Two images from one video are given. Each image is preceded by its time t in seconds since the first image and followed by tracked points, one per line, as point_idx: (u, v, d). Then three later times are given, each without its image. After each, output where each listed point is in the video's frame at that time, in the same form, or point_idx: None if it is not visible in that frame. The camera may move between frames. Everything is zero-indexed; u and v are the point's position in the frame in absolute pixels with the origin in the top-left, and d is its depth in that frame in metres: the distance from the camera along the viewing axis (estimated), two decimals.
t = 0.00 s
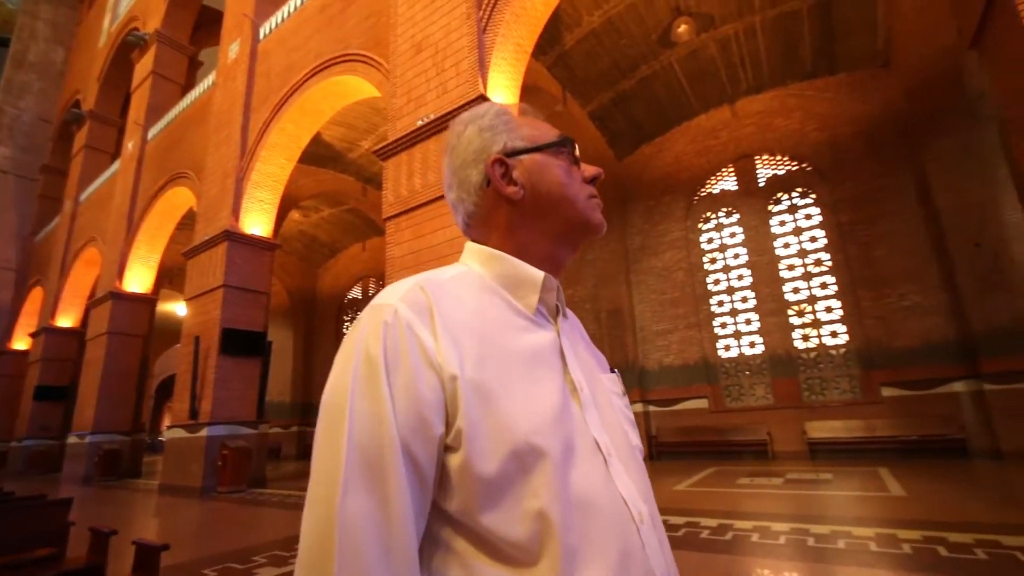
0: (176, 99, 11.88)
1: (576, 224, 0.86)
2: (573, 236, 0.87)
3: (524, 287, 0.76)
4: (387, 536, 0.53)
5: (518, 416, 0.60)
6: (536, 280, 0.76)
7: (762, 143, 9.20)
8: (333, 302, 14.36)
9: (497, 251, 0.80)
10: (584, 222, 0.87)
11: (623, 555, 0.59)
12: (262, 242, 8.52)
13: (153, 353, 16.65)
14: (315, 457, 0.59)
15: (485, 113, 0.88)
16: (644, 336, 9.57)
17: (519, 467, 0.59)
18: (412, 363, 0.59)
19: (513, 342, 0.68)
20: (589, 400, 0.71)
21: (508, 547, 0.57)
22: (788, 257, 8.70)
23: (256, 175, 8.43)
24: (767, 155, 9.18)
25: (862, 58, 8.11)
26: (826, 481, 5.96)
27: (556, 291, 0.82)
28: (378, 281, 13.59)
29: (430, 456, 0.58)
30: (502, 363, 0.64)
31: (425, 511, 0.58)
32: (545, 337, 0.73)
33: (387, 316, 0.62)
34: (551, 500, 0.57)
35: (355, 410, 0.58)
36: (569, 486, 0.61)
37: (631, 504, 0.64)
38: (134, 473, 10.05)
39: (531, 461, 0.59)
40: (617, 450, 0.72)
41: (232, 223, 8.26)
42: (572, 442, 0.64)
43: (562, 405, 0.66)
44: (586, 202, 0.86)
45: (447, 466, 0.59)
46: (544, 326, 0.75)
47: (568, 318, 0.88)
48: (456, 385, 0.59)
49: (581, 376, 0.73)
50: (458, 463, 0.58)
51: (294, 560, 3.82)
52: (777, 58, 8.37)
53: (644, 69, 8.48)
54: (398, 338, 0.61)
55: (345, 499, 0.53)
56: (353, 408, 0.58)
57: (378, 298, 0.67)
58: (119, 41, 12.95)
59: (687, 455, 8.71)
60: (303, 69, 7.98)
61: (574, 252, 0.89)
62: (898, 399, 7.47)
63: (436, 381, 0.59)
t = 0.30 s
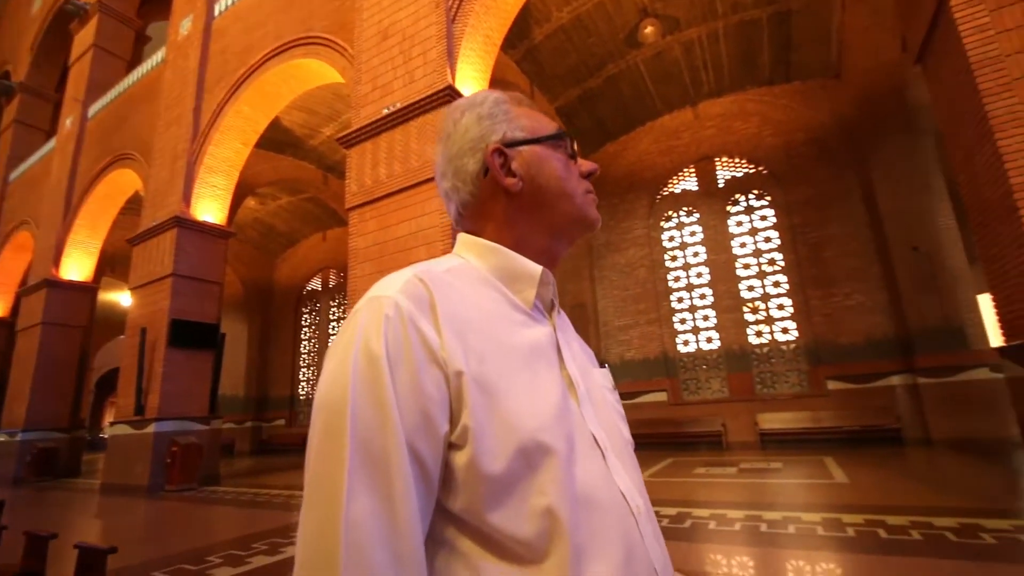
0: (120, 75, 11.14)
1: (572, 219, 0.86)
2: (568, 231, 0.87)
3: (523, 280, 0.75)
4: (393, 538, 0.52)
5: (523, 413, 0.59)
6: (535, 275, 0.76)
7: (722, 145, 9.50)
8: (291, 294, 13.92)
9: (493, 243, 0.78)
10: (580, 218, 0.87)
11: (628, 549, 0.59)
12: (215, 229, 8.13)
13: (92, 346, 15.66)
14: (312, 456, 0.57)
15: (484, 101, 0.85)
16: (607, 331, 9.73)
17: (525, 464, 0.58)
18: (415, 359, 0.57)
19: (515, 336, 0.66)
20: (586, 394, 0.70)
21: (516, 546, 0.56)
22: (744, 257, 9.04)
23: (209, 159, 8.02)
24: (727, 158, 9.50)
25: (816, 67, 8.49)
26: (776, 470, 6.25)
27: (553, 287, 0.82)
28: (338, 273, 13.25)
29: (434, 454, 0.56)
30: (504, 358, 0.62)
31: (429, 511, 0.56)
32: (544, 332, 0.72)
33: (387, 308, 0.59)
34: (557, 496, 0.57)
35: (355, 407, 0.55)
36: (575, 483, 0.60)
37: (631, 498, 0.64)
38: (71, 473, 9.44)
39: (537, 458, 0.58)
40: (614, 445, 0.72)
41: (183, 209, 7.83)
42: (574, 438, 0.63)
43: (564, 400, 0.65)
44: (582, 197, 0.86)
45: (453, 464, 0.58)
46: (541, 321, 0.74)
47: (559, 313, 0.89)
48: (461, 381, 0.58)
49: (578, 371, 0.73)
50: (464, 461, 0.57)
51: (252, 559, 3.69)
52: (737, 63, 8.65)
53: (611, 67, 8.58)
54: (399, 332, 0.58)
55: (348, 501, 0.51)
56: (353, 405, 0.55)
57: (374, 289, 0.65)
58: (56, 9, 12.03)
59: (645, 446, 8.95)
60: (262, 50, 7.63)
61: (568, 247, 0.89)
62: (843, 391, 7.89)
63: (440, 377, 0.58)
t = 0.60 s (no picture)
0: (86, 54, 10.69)
1: (575, 207, 0.86)
2: (571, 219, 0.87)
3: (526, 267, 0.76)
4: (403, 521, 0.52)
5: (531, 398, 0.60)
6: (539, 261, 0.76)
7: (703, 139, 9.60)
8: (269, 283, 13.67)
9: (497, 229, 0.77)
10: (583, 207, 0.86)
11: (631, 530, 0.61)
12: (190, 216, 7.90)
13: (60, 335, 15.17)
14: (320, 441, 0.57)
15: (488, 85, 0.84)
16: (588, 322, 9.82)
17: (532, 449, 0.59)
18: (423, 345, 0.58)
19: (520, 322, 0.67)
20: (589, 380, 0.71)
21: (523, 529, 0.57)
22: (723, 249, 9.19)
23: (183, 143, 7.78)
24: (708, 151, 9.61)
25: (795, 63, 8.62)
26: (751, 458, 6.43)
27: (555, 272, 0.83)
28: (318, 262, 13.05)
29: (442, 438, 0.57)
30: (509, 344, 0.63)
31: (437, 494, 0.57)
32: (547, 318, 0.73)
33: (394, 293, 0.60)
34: (562, 478, 0.58)
35: (363, 392, 0.56)
36: (580, 466, 0.61)
37: (633, 481, 0.66)
38: (40, 465, 9.17)
39: (543, 443, 0.59)
40: (615, 429, 0.73)
41: (155, 194, 7.59)
42: (579, 423, 0.64)
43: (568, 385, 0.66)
44: (586, 185, 0.86)
45: (460, 448, 0.59)
46: (544, 308, 0.75)
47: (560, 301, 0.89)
48: (468, 366, 0.58)
49: (581, 359, 0.74)
50: (472, 446, 0.57)
51: (232, 550, 3.65)
52: (719, 57, 8.72)
53: (595, 58, 8.56)
54: (406, 317, 0.59)
55: (357, 485, 0.52)
56: (360, 389, 0.56)
57: (380, 275, 0.65)
58: None
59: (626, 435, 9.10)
60: (237, 31, 7.39)
61: (570, 237, 0.89)
62: (816, 381, 8.13)
63: (447, 363, 0.59)
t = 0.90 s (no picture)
0: (50, 23, 10.17)
1: (578, 190, 0.84)
2: (573, 202, 0.85)
3: (528, 247, 0.75)
4: (406, 496, 0.53)
5: (535, 377, 0.60)
6: (540, 243, 0.76)
7: (687, 127, 9.64)
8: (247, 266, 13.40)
9: (500, 209, 0.76)
10: (586, 190, 0.85)
11: (632, 507, 0.61)
12: (164, 195, 7.65)
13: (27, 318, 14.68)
14: (322, 417, 0.57)
15: (497, 61, 0.82)
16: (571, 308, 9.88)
17: (535, 427, 0.59)
18: (427, 322, 0.57)
19: (523, 301, 0.67)
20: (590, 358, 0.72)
21: (525, 505, 0.57)
22: (705, 238, 9.30)
23: (156, 120, 7.50)
24: (692, 140, 9.66)
25: (779, 53, 8.66)
26: (727, 442, 6.60)
27: (555, 254, 0.82)
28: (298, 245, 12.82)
29: (446, 414, 0.57)
30: (512, 323, 0.63)
31: (439, 471, 0.57)
32: (549, 298, 0.72)
33: (397, 269, 0.59)
34: (563, 455, 0.58)
35: (365, 366, 0.55)
36: (582, 444, 0.61)
37: (633, 458, 0.66)
38: (7, 451, 8.91)
39: (546, 420, 0.59)
40: (616, 409, 0.74)
41: (127, 172, 7.32)
42: (581, 402, 0.65)
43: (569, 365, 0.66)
44: (590, 169, 0.85)
45: (464, 425, 0.59)
46: (545, 288, 0.74)
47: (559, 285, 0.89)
48: (472, 343, 0.58)
49: (581, 338, 0.74)
50: (475, 423, 0.57)
51: (212, 535, 3.61)
52: (705, 46, 8.71)
53: (582, 43, 8.48)
54: (410, 293, 0.58)
55: (361, 460, 0.52)
56: (363, 364, 0.55)
57: (383, 249, 0.64)
58: None
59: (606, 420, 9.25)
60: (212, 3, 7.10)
61: (570, 220, 0.88)
62: (791, 368, 8.35)
63: (451, 340, 0.58)
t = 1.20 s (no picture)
0: None
1: (571, 204, 0.85)
2: (565, 216, 0.85)
3: (520, 255, 0.76)
4: (404, 508, 0.52)
5: (532, 386, 0.61)
6: (531, 252, 0.76)
7: (658, 137, 9.85)
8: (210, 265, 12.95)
9: (493, 217, 0.77)
10: (577, 206, 0.86)
11: (626, 515, 0.63)
12: (122, 190, 7.31)
13: None
14: (315, 426, 0.56)
15: (500, 66, 0.83)
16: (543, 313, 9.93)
17: (532, 436, 0.60)
18: (424, 330, 0.58)
19: (518, 308, 0.68)
20: (581, 366, 0.73)
21: (523, 514, 0.58)
22: (674, 245, 9.50)
23: (115, 112, 7.18)
24: (662, 149, 9.88)
25: (746, 68, 8.96)
26: (694, 446, 6.73)
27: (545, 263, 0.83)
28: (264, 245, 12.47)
29: (444, 424, 0.57)
30: (508, 331, 0.64)
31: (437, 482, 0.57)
32: (541, 306, 0.74)
33: (394, 275, 0.59)
34: (560, 464, 0.59)
35: (362, 374, 0.55)
36: (577, 452, 0.62)
37: (624, 465, 0.68)
38: None
39: (543, 429, 0.60)
40: (607, 415, 0.75)
41: (82, 165, 6.96)
42: (575, 410, 0.66)
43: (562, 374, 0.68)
44: (583, 184, 0.86)
45: (461, 435, 0.59)
46: (537, 296, 0.75)
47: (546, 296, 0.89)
48: (470, 351, 0.59)
49: (571, 346, 0.76)
50: (472, 433, 0.58)
51: (169, 548, 3.45)
52: (676, 58, 8.93)
53: (557, 50, 8.56)
54: (407, 301, 0.59)
55: (359, 470, 0.51)
56: (359, 372, 0.55)
57: (376, 255, 0.64)
58: None
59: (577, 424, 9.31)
60: None
61: (561, 233, 0.88)
62: (755, 373, 8.60)
63: (448, 347, 0.59)
